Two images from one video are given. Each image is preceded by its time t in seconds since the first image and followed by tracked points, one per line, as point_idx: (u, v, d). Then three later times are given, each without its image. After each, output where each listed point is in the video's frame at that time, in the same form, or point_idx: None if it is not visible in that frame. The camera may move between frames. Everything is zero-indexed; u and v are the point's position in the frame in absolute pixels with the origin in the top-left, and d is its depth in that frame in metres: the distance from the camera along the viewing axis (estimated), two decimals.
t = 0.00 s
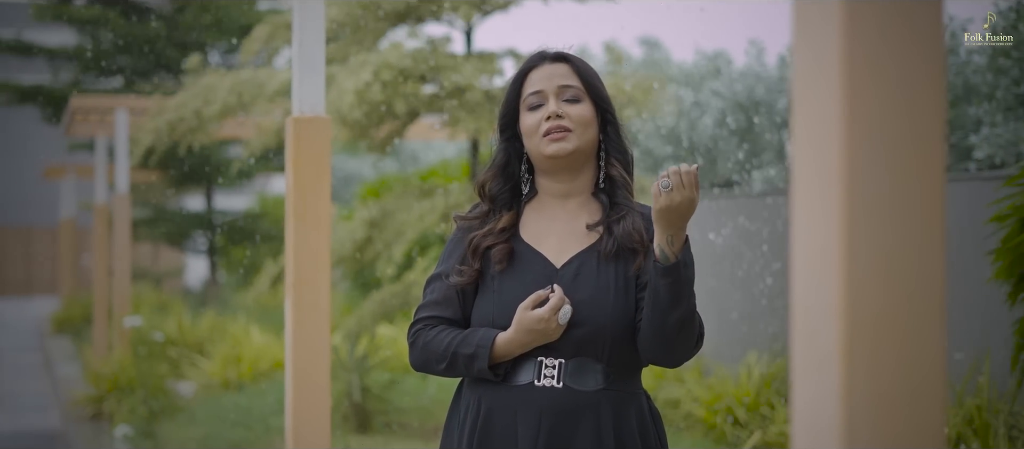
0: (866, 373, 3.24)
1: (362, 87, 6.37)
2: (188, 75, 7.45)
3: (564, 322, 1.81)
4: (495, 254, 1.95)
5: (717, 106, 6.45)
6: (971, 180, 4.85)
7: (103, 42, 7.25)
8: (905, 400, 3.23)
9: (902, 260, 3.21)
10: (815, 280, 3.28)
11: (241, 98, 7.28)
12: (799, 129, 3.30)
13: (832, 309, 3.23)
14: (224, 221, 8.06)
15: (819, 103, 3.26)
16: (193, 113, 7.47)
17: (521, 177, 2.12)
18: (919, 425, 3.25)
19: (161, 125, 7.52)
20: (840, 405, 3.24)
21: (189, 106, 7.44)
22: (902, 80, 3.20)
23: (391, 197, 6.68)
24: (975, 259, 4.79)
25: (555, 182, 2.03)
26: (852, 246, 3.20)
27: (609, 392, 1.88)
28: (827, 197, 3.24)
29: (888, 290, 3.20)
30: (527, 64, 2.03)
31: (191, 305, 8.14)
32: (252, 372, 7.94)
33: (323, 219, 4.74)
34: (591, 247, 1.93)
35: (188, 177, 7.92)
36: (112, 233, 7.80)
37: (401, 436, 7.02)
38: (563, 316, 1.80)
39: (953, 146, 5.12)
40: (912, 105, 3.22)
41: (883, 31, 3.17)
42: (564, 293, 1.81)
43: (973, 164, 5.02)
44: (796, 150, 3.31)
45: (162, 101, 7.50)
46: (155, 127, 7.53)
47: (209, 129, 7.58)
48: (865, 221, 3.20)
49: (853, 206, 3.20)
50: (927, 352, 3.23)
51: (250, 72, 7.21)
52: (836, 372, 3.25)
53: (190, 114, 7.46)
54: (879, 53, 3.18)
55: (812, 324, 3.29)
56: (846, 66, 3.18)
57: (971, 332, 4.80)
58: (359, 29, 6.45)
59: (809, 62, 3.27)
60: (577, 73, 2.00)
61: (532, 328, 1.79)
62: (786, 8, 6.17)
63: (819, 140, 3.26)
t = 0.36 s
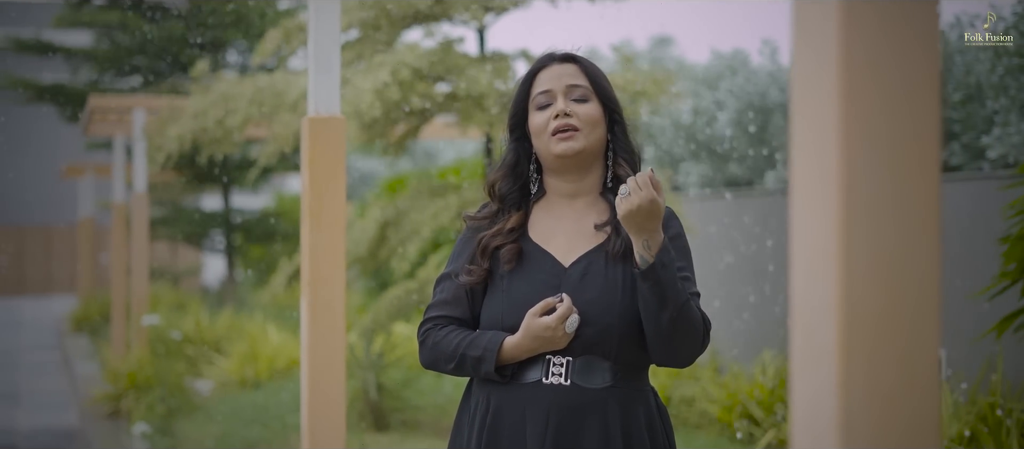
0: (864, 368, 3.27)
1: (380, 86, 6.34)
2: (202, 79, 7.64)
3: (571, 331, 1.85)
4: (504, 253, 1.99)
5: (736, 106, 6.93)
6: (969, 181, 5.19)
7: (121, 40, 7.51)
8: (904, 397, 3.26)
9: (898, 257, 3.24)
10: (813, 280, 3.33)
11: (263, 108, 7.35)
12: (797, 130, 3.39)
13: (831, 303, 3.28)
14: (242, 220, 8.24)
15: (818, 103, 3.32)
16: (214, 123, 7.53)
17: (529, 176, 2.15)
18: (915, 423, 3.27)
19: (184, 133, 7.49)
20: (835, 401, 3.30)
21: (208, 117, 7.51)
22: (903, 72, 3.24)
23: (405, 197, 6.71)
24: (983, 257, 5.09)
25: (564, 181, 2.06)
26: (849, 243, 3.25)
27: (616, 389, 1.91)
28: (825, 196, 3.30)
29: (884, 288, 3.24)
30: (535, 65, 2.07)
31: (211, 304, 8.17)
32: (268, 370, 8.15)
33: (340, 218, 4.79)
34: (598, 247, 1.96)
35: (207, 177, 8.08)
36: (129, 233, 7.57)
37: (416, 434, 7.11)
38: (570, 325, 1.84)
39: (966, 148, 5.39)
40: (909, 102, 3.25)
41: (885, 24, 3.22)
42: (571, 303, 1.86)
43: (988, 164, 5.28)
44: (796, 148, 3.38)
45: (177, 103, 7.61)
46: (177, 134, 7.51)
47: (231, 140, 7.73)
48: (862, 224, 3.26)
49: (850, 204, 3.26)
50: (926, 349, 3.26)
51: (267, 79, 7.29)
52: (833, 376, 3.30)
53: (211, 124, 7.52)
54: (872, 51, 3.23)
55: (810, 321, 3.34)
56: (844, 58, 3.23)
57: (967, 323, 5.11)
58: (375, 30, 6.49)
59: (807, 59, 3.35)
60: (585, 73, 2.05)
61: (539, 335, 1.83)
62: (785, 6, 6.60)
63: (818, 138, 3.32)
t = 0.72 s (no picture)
0: (864, 390, 2.86)
1: (387, 88, 6.43)
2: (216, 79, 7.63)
3: (582, 340, 1.87)
4: (512, 252, 2.01)
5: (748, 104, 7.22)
6: (980, 180, 5.21)
7: (138, 38, 7.47)
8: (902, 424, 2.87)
9: (896, 268, 2.81)
10: (812, 281, 2.90)
11: (279, 118, 7.27)
12: (795, 117, 2.97)
13: (828, 306, 2.86)
14: (258, 218, 8.27)
15: (814, 90, 2.90)
16: (233, 137, 7.56)
17: (537, 173, 2.18)
18: None
19: (205, 154, 7.71)
20: (832, 413, 2.89)
21: (227, 131, 7.53)
22: (904, 69, 2.82)
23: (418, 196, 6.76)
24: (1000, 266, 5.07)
25: (570, 181, 2.09)
26: (846, 245, 2.83)
27: (621, 386, 1.94)
28: (823, 186, 2.87)
29: (882, 297, 2.82)
30: (545, 64, 2.09)
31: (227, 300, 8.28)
32: (285, 366, 8.12)
33: (354, 217, 4.82)
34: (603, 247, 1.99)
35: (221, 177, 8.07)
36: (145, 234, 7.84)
37: (431, 433, 7.15)
38: (583, 337, 1.87)
39: (980, 147, 5.49)
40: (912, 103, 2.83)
41: (879, 11, 2.82)
42: (585, 315, 1.88)
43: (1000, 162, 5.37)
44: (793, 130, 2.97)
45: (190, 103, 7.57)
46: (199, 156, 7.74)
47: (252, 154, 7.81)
48: (859, 217, 2.83)
49: (848, 203, 2.83)
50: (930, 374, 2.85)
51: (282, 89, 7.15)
52: (830, 380, 2.88)
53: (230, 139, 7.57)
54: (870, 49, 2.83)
55: (808, 326, 2.94)
56: (841, 60, 2.83)
57: (985, 320, 5.16)
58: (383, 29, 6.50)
59: (808, 62, 2.93)
60: (595, 73, 2.06)
61: (549, 341, 1.86)
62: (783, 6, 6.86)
63: (818, 137, 2.88)
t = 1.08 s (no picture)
0: (856, 388, 2.77)
1: (374, 83, 6.38)
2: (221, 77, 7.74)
3: (580, 337, 1.90)
4: (512, 240, 2.04)
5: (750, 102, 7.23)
6: (983, 179, 5.24)
7: (144, 35, 7.53)
8: (894, 426, 2.77)
9: (894, 262, 2.73)
10: (806, 278, 2.80)
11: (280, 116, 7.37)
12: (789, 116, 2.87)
13: (822, 299, 2.77)
14: (263, 214, 8.14)
15: (804, 87, 2.81)
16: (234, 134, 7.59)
17: (538, 167, 2.20)
18: None
19: (206, 146, 7.70)
20: (824, 414, 2.79)
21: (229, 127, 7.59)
22: (900, 65, 2.74)
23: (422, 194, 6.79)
24: (1000, 261, 5.10)
25: (565, 179, 2.11)
26: (839, 242, 2.74)
27: (619, 382, 1.96)
28: (816, 182, 2.78)
29: (877, 293, 2.74)
30: (551, 60, 2.11)
31: (233, 298, 8.20)
32: (292, 364, 8.19)
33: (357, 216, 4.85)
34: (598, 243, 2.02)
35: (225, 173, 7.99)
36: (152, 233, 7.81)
37: (436, 430, 7.18)
38: (580, 334, 1.90)
39: (983, 144, 5.48)
40: (909, 101, 2.75)
41: (879, 10, 2.73)
42: (584, 312, 1.91)
43: (1003, 160, 5.34)
44: (788, 131, 2.85)
45: (196, 100, 7.69)
46: (199, 148, 7.73)
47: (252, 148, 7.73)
48: (855, 208, 2.75)
49: (840, 200, 2.74)
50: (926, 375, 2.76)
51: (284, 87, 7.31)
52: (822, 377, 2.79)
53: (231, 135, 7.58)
54: (867, 53, 2.73)
55: (800, 321, 2.85)
56: (836, 61, 2.74)
57: (983, 316, 5.20)
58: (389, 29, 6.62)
59: (805, 59, 2.82)
60: (598, 75, 2.07)
61: (547, 337, 1.89)
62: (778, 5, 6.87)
63: (811, 127, 2.79)
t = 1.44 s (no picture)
0: (851, 367, 3.11)
1: (387, 78, 6.42)
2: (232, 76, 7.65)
3: (583, 335, 1.93)
4: (517, 237, 2.06)
5: (752, 101, 7.38)
6: (984, 178, 5.26)
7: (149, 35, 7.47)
8: (887, 402, 3.11)
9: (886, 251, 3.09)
10: (804, 277, 3.16)
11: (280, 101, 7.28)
12: (792, 122, 3.21)
13: (820, 296, 3.12)
14: (268, 214, 8.24)
15: (805, 96, 3.15)
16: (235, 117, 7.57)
17: (545, 163, 2.22)
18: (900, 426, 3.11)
19: (204, 128, 7.66)
20: (824, 391, 3.13)
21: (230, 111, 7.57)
22: (896, 67, 3.06)
23: (428, 193, 6.83)
24: (1001, 260, 5.13)
25: (571, 178, 2.14)
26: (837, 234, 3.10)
27: (622, 379, 1.99)
28: (815, 182, 3.13)
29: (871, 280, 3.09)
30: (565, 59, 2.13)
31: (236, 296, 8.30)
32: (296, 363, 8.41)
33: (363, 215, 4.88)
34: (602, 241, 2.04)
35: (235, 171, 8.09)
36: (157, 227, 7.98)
37: (440, 427, 7.20)
38: (584, 331, 1.93)
39: (986, 144, 5.50)
40: (903, 102, 3.09)
41: (870, 38, 3.06)
42: (589, 310, 1.94)
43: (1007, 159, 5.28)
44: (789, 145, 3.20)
45: (207, 100, 7.69)
46: (198, 130, 7.64)
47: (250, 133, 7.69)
48: (850, 215, 3.09)
49: (838, 199, 3.10)
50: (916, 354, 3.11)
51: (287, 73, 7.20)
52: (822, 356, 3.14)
53: (231, 119, 7.57)
54: (866, 54, 3.06)
55: (801, 308, 3.18)
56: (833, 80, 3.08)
57: (982, 313, 5.23)
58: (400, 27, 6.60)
59: (803, 80, 3.15)
60: (612, 78, 2.09)
61: (553, 334, 1.91)
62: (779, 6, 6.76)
63: (810, 142, 3.14)
